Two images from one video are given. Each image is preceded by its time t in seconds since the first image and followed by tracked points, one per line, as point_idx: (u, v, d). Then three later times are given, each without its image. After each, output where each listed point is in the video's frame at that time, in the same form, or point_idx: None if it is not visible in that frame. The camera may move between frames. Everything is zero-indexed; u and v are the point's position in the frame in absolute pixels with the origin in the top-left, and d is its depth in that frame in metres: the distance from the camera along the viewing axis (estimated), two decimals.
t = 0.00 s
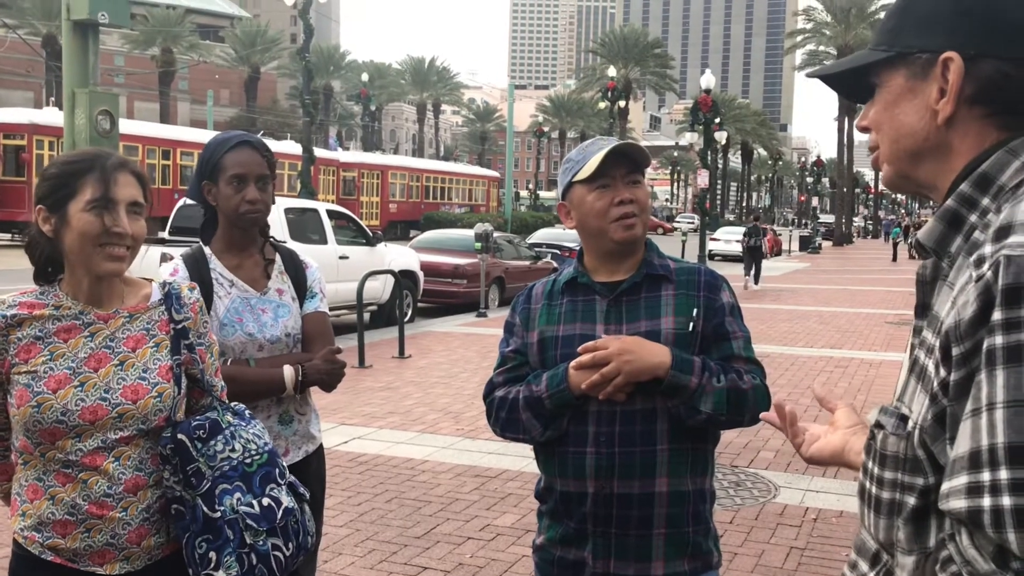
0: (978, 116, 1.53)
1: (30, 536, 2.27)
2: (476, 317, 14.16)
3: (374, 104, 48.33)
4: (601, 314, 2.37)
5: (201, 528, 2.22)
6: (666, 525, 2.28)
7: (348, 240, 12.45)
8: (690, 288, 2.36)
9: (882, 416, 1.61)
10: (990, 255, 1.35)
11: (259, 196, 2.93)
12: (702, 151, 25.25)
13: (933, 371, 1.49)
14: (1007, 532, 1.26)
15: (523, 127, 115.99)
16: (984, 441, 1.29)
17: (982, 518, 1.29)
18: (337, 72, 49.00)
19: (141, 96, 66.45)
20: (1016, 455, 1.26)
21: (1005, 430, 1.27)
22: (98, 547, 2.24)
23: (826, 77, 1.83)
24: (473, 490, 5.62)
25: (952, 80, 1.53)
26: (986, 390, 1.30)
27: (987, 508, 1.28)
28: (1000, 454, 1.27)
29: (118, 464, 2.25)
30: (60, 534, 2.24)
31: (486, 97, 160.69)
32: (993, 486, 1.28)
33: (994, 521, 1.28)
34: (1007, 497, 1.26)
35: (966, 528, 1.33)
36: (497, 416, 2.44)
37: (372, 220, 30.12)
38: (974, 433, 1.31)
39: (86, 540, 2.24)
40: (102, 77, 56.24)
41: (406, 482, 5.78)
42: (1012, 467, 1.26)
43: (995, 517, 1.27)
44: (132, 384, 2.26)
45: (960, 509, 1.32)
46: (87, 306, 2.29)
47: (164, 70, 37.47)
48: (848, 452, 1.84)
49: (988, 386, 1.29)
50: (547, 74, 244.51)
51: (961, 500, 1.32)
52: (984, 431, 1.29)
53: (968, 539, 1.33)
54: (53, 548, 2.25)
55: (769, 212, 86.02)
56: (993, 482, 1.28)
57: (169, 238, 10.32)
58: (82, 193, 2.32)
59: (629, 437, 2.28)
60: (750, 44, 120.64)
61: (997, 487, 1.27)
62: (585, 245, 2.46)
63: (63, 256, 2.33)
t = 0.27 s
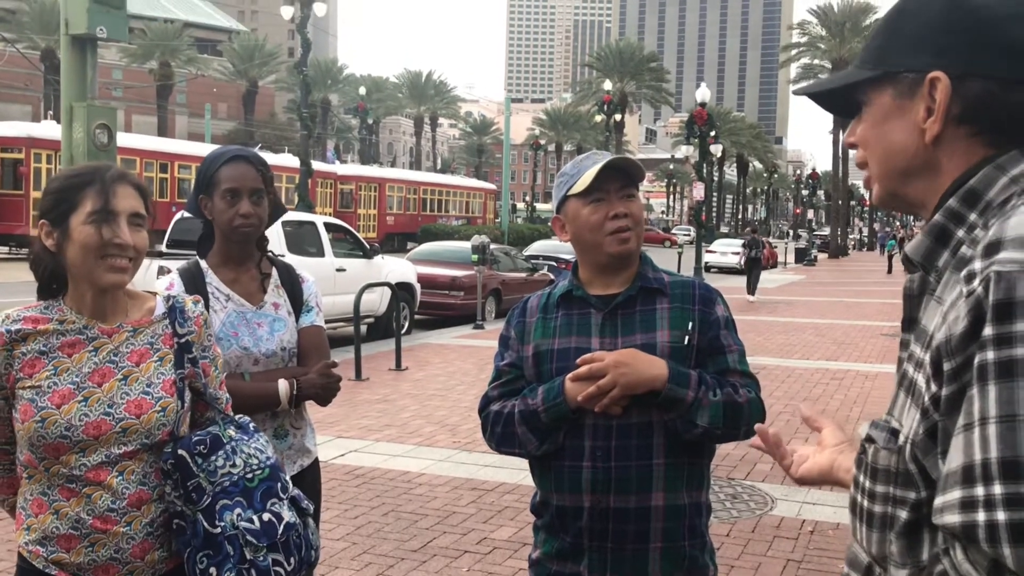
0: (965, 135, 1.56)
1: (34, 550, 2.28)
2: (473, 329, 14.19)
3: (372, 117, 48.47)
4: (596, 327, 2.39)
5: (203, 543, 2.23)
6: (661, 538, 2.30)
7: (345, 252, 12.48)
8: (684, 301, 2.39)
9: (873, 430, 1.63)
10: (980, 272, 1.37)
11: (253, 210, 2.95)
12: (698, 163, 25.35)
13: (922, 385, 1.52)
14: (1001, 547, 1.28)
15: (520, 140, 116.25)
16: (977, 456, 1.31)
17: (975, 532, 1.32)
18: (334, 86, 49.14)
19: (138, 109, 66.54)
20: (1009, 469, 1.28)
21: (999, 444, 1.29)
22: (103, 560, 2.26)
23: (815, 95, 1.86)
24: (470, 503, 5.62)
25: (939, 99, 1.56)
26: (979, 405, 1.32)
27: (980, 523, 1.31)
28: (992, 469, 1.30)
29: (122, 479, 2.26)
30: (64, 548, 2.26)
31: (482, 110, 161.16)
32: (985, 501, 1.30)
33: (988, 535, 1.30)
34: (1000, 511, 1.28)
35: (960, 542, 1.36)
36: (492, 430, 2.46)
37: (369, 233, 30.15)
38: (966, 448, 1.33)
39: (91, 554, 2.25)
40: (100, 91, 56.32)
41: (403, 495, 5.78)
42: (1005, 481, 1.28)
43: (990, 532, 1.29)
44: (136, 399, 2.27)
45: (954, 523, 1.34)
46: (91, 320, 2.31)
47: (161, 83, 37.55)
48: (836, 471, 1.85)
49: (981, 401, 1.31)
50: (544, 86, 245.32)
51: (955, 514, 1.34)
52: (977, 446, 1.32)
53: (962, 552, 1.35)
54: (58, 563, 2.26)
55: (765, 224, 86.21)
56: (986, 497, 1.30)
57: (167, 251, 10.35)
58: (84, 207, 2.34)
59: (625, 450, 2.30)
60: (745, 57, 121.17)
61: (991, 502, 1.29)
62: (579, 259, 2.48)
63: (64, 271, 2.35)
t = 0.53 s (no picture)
0: (969, 135, 1.54)
1: (36, 555, 2.26)
2: (475, 335, 14.16)
3: (373, 124, 48.48)
4: (599, 331, 2.37)
5: (202, 551, 2.21)
6: (665, 543, 2.27)
7: (347, 259, 12.47)
8: (687, 305, 2.36)
9: (875, 430, 1.61)
10: (987, 272, 1.35)
11: (252, 216, 2.93)
12: (700, 168, 25.30)
13: (928, 386, 1.49)
14: (1010, 548, 1.26)
15: (521, 146, 116.31)
16: (983, 457, 1.29)
17: (983, 535, 1.29)
18: (335, 93, 49.17)
19: (140, 117, 66.67)
20: (1016, 469, 1.26)
21: (1006, 445, 1.27)
22: (104, 566, 2.23)
23: (817, 97, 1.84)
24: (473, 509, 5.59)
25: (943, 101, 1.54)
26: (984, 406, 1.30)
27: (988, 524, 1.28)
28: (1001, 470, 1.27)
29: (124, 486, 2.24)
30: (65, 554, 2.23)
31: (483, 117, 161.50)
32: (994, 503, 1.28)
33: (997, 538, 1.27)
34: (1009, 512, 1.26)
35: (966, 545, 1.33)
36: (495, 435, 2.43)
37: (370, 239, 30.14)
38: (972, 449, 1.31)
39: (92, 560, 2.23)
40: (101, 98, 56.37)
41: (406, 501, 5.76)
42: (1013, 482, 1.26)
43: (999, 533, 1.27)
44: (138, 406, 2.25)
45: (962, 525, 1.31)
46: (93, 325, 2.29)
47: (163, 91, 37.59)
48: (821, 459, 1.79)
49: (987, 402, 1.29)
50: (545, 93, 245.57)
51: (963, 517, 1.31)
52: (985, 447, 1.29)
53: (969, 555, 1.33)
54: (58, 569, 2.24)
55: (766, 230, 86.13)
56: (995, 498, 1.28)
57: (168, 258, 10.34)
58: (87, 213, 2.33)
59: (629, 455, 2.28)
60: (746, 62, 121.14)
61: (999, 502, 1.27)
62: (582, 263, 2.46)
63: (65, 276, 2.33)
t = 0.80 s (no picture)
0: (970, 131, 1.54)
1: (37, 555, 2.27)
2: (482, 335, 14.17)
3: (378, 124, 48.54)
4: (604, 330, 2.38)
5: (204, 552, 2.22)
6: (671, 542, 2.28)
7: (353, 259, 12.48)
8: (692, 304, 2.37)
9: (879, 428, 1.61)
10: (988, 270, 1.35)
11: (259, 217, 2.94)
12: (705, 166, 25.27)
13: (929, 384, 1.49)
14: (1010, 546, 1.26)
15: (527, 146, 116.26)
16: (985, 456, 1.29)
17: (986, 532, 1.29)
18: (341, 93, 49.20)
19: (146, 119, 66.83)
20: (1016, 468, 1.26)
21: (1006, 443, 1.27)
22: (106, 567, 2.25)
23: (822, 96, 1.84)
24: (481, 509, 5.60)
25: (944, 97, 1.54)
26: (986, 405, 1.29)
27: (988, 522, 1.28)
28: (999, 468, 1.27)
29: (125, 487, 2.25)
30: (67, 555, 2.25)
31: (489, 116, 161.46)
32: (995, 500, 1.28)
33: (997, 535, 1.27)
34: (1009, 510, 1.26)
35: (967, 542, 1.33)
36: (502, 435, 2.44)
37: (376, 239, 30.17)
38: (974, 447, 1.31)
39: (94, 560, 2.24)
40: (108, 100, 56.50)
41: (413, 501, 5.76)
42: (1013, 480, 1.26)
43: (998, 530, 1.27)
44: (138, 408, 2.26)
45: (963, 523, 1.32)
46: (94, 328, 2.31)
47: (169, 92, 37.67)
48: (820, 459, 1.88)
49: (989, 400, 1.29)
50: (550, 92, 245.47)
51: (964, 513, 1.32)
52: (984, 445, 1.29)
53: (972, 551, 1.33)
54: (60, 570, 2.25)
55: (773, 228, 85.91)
56: (997, 496, 1.28)
57: (175, 260, 10.36)
58: (89, 216, 2.34)
59: (634, 454, 2.28)
60: (752, 60, 120.87)
61: (999, 501, 1.27)
62: (588, 263, 2.47)
63: (68, 279, 2.34)
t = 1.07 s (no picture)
0: (973, 120, 1.53)
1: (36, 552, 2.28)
2: (487, 329, 14.17)
3: (382, 119, 48.49)
4: (608, 323, 2.37)
5: (204, 546, 2.23)
6: (677, 534, 2.28)
7: (358, 254, 12.48)
8: (697, 297, 2.36)
9: (885, 419, 1.60)
10: (996, 260, 1.34)
11: (262, 212, 2.94)
12: (710, 160, 25.22)
13: (936, 374, 1.49)
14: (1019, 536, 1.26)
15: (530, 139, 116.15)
16: (995, 446, 1.28)
17: (994, 522, 1.29)
18: (344, 88, 49.14)
19: (150, 115, 66.89)
20: None
21: (1016, 433, 1.26)
22: (104, 562, 2.25)
23: (822, 87, 1.83)
24: (487, 502, 5.61)
25: (945, 86, 1.53)
26: (995, 395, 1.29)
27: (999, 513, 1.28)
28: (1010, 458, 1.27)
29: (123, 482, 2.26)
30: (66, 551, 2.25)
31: (492, 110, 161.28)
32: (1003, 491, 1.27)
33: (1007, 525, 1.27)
34: (1018, 500, 1.26)
35: (978, 533, 1.32)
36: (507, 429, 2.43)
37: (381, 234, 30.17)
38: (983, 438, 1.30)
39: (93, 556, 2.25)
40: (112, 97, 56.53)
41: (419, 495, 5.77)
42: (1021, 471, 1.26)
43: (1008, 521, 1.27)
44: (135, 402, 2.26)
45: (973, 513, 1.31)
46: (90, 323, 2.30)
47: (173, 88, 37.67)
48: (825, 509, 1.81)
49: (997, 391, 1.28)
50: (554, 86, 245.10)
51: (973, 504, 1.31)
52: (995, 436, 1.29)
53: (981, 542, 1.32)
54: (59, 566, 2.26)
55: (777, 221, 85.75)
56: (1005, 486, 1.27)
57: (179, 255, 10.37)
58: (85, 212, 2.33)
59: (639, 447, 2.27)
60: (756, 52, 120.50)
61: (1008, 492, 1.27)
62: (591, 256, 2.46)
63: (66, 276, 2.34)
